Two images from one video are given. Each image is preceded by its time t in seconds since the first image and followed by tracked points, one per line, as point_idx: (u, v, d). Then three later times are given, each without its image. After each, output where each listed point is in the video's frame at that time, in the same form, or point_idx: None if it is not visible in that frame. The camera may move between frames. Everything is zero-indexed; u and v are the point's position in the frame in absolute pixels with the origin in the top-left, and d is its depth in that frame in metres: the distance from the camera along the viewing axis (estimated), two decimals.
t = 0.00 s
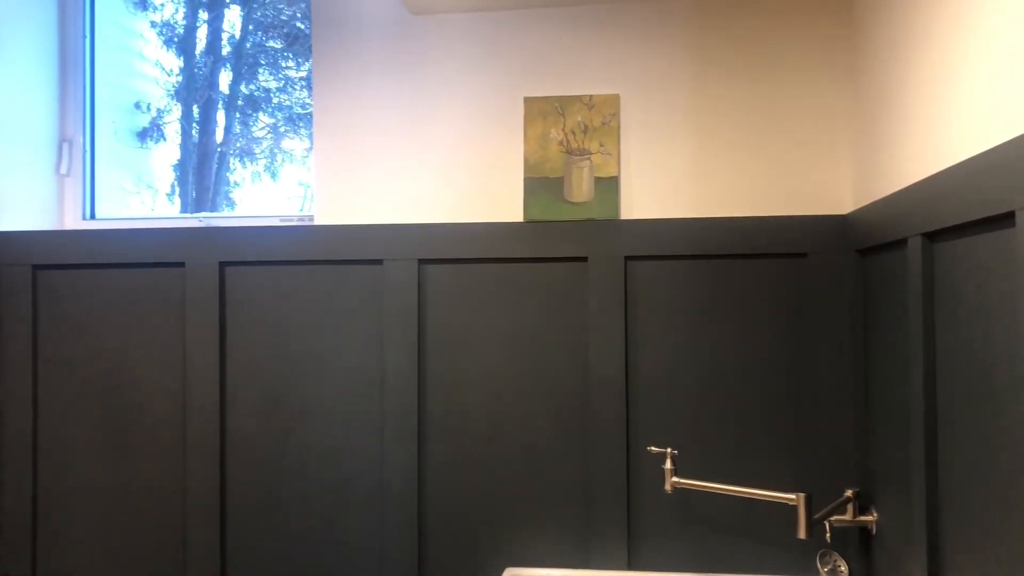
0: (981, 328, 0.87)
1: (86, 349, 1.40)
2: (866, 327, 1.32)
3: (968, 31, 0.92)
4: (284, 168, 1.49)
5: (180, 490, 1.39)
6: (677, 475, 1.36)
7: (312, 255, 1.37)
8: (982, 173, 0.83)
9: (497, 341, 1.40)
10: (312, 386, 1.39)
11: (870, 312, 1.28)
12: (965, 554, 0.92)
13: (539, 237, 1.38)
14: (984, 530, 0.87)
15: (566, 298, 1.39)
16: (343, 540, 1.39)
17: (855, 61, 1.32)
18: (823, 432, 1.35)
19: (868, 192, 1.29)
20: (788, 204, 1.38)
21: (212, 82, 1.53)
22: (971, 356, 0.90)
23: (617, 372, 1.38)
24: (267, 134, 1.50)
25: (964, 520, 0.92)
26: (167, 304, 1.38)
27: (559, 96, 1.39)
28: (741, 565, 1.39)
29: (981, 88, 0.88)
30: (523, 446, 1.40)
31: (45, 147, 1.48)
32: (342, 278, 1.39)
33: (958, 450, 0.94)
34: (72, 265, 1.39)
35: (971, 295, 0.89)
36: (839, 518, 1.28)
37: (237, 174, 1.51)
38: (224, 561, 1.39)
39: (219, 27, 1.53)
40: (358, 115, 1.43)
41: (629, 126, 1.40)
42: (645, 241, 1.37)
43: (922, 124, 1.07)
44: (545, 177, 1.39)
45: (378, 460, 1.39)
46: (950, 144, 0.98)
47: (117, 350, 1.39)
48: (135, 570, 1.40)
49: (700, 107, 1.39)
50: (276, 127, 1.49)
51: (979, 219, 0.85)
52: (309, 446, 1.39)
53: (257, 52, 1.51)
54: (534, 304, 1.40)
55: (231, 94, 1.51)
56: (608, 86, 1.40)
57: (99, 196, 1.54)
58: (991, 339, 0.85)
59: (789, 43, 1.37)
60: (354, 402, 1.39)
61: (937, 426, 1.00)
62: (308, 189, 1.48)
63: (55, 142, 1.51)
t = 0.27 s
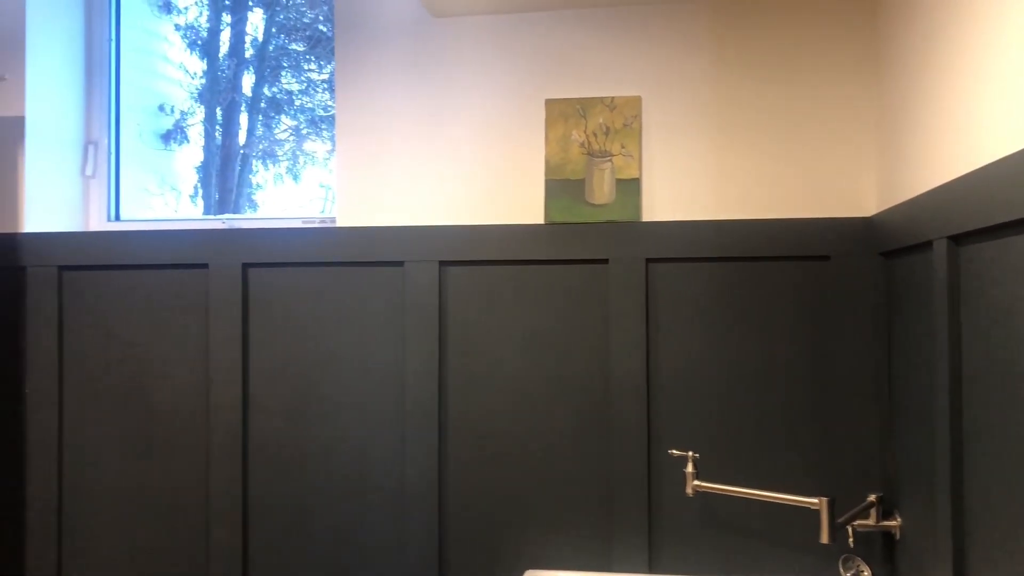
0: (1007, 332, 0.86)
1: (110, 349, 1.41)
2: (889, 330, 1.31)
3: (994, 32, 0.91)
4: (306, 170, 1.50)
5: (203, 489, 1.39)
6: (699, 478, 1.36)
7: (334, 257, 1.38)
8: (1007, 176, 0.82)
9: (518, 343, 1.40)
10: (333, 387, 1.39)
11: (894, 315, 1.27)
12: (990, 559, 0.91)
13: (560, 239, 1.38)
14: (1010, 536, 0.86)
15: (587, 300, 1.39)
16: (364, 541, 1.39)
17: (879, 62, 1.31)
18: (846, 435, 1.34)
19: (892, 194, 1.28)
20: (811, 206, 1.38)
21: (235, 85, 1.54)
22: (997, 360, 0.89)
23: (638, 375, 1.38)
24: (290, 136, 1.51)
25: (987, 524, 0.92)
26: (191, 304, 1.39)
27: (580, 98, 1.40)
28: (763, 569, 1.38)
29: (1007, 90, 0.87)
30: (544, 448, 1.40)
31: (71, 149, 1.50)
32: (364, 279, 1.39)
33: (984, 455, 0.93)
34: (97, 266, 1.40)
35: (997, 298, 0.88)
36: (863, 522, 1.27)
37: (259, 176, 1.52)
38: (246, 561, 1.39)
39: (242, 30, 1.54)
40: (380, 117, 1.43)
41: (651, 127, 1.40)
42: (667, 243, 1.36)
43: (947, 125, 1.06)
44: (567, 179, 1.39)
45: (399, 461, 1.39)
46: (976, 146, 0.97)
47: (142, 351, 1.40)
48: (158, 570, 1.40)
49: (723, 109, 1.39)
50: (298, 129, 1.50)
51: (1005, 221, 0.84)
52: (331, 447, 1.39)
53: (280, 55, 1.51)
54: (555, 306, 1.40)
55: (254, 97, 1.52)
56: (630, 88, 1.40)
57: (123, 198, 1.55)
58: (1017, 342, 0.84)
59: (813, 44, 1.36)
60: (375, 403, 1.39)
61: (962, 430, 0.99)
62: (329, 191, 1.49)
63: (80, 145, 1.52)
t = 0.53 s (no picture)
0: None
1: (137, 350, 1.42)
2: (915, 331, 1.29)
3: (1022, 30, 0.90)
4: (329, 172, 1.51)
5: (228, 488, 1.40)
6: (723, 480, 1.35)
7: (357, 258, 1.38)
8: None
9: (540, 344, 1.40)
10: (357, 387, 1.40)
11: (921, 316, 1.26)
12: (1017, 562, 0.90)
13: (583, 240, 1.37)
14: None
15: (610, 300, 1.39)
16: (387, 542, 1.40)
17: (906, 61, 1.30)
18: (872, 438, 1.33)
19: (918, 194, 1.27)
20: (836, 207, 1.37)
21: (259, 87, 1.55)
22: None
23: (661, 376, 1.37)
24: (313, 138, 1.52)
25: (1015, 526, 0.91)
26: (215, 305, 1.40)
27: (603, 99, 1.39)
28: (787, 571, 1.37)
29: None
30: (567, 449, 1.40)
31: (98, 151, 1.51)
32: (387, 280, 1.40)
33: (1011, 457, 0.91)
34: (122, 267, 1.41)
35: None
36: (888, 525, 1.26)
37: (283, 178, 1.53)
38: (270, 561, 1.40)
39: (266, 33, 1.55)
40: (403, 119, 1.44)
41: (674, 127, 1.40)
42: (690, 244, 1.36)
43: (974, 124, 1.05)
44: (590, 179, 1.39)
45: (422, 461, 1.39)
46: (1003, 145, 0.96)
47: (167, 352, 1.41)
48: (183, 569, 1.41)
49: (747, 109, 1.38)
50: (322, 131, 1.51)
51: None
52: (354, 447, 1.39)
53: (303, 57, 1.52)
54: (578, 307, 1.39)
55: (278, 99, 1.53)
56: (653, 88, 1.39)
57: (149, 200, 1.57)
58: None
59: (838, 44, 1.36)
60: (398, 403, 1.39)
61: (990, 432, 0.97)
62: (351, 192, 1.50)
63: (107, 147, 1.54)
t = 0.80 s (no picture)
0: None
1: (162, 351, 1.43)
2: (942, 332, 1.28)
3: None
4: (351, 173, 1.52)
5: (252, 488, 1.41)
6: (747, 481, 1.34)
7: (380, 259, 1.39)
8: None
9: (563, 345, 1.40)
10: (379, 388, 1.40)
11: (948, 317, 1.25)
12: None
13: (606, 240, 1.37)
14: None
15: (633, 301, 1.38)
16: (410, 543, 1.40)
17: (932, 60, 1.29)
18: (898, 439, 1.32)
19: (945, 194, 1.26)
20: (861, 207, 1.36)
21: (281, 89, 1.56)
22: None
23: (684, 377, 1.37)
24: (335, 139, 1.53)
25: None
26: (239, 306, 1.41)
27: (626, 99, 1.38)
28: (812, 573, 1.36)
29: None
30: (590, 450, 1.40)
31: (123, 153, 1.53)
32: (409, 281, 1.40)
33: None
34: (148, 269, 1.42)
35: None
36: (916, 527, 1.25)
37: (305, 179, 1.54)
38: (294, 561, 1.40)
39: (288, 36, 1.56)
40: (425, 120, 1.44)
41: (697, 127, 1.39)
42: (714, 244, 1.35)
43: (1001, 122, 1.04)
44: (612, 180, 1.38)
45: (445, 462, 1.39)
46: None
47: (192, 353, 1.42)
48: (208, 569, 1.42)
49: (771, 108, 1.37)
50: (344, 133, 1.52)
51: None
52: (377, 448, 1.40)
53: (325, 59, 1.53)
54: (600, 308, 1.39)
55: (300, 100, 1.54)
56: (676, 88, 1.39)
57: (173, 202, 1.58)
58: None
59: (863, 43, 1.35)
60: (421, 404, 1.40)
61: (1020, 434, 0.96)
62: (372, 193, 1.50)
63: (132, 149, 1.55)
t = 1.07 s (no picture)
0: None
1: (189, 352, 1.43)
2: (973, 332, 1.26)
3: None
4: (375, 174, 1.52)
5: (279, 488, 1.41)
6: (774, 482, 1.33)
7: (404, 260, 1.39)
8: None
9: (588, 345, 1.39)
10: (405, 388, 1.40)
11: (978, 316, 1.23)
12: None
13: (631, 240, 1.36)
14: None
15: (658, 300, 1.38)
16: (436, 543, 1.40)
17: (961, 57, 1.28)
18: (928, 440, 1.30)
19: (974, 192, 1.24)
20: (889, 206, 1.34)
21: (305, 91, 1.56)
22: None
23: (710, 377, 1.36)
24: (359, 141, 1.53)
25: None
26: (265, 307, 1.41)
27: (651, 98, 1.38)
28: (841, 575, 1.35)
29: None
30: (616, 450, 1.39)
31: (150, 156, 1.54)
32: (433, 282, 1.40)
33: None
34: (175, 270, 1.43)
35: None
36: (946, 529, 1.23)
37: (329, 181, 1.55)
38: (320, 560, 1.41)
39: (312, 38, 1.56)
40: (448, 120, 1.44)
41: (722, 126, 1.38)
42: (740, 244, 1.34)
43: None
44: (637, 179, 1.38)
45: (470, 463, 1.39)
46: None
47: (219, 354, 1.42)
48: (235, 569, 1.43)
49: (797, 107, 1.36)
50: (367, 134, 1.52)
51: None
52: (402, 448, 1.40)
53: (348, 61, 1.53)
54: (625, 307, 1.38)
55: (324, 102, 1.54)
56: (701, 87, 1.38)
57: (199, 203, 1.59)
58: None
59: (890, 41, 1.34)
60: (446, 404, 1.40)
61: None
62: (395, 194, 1.51)
63: (159, 152, 1.57)
